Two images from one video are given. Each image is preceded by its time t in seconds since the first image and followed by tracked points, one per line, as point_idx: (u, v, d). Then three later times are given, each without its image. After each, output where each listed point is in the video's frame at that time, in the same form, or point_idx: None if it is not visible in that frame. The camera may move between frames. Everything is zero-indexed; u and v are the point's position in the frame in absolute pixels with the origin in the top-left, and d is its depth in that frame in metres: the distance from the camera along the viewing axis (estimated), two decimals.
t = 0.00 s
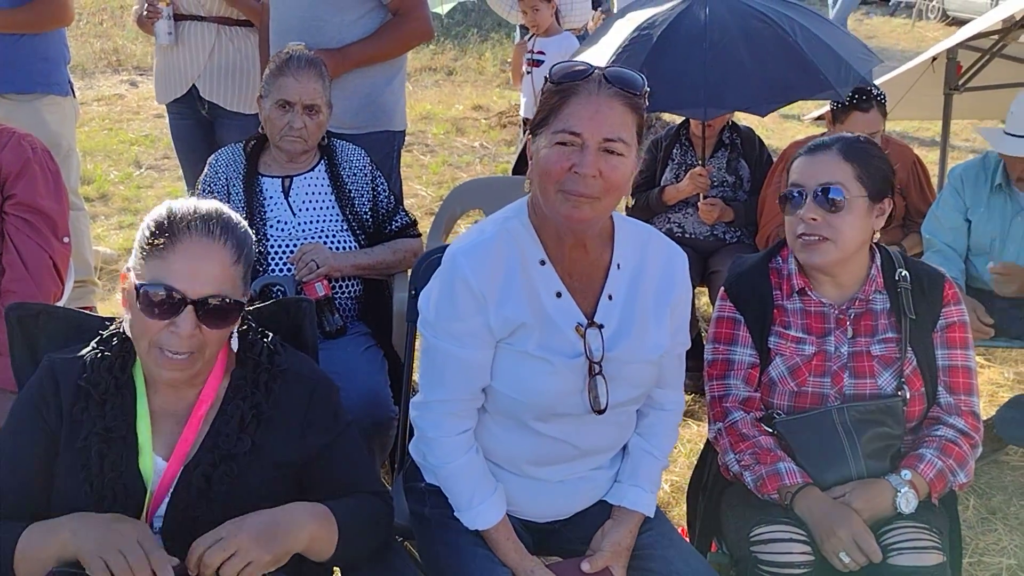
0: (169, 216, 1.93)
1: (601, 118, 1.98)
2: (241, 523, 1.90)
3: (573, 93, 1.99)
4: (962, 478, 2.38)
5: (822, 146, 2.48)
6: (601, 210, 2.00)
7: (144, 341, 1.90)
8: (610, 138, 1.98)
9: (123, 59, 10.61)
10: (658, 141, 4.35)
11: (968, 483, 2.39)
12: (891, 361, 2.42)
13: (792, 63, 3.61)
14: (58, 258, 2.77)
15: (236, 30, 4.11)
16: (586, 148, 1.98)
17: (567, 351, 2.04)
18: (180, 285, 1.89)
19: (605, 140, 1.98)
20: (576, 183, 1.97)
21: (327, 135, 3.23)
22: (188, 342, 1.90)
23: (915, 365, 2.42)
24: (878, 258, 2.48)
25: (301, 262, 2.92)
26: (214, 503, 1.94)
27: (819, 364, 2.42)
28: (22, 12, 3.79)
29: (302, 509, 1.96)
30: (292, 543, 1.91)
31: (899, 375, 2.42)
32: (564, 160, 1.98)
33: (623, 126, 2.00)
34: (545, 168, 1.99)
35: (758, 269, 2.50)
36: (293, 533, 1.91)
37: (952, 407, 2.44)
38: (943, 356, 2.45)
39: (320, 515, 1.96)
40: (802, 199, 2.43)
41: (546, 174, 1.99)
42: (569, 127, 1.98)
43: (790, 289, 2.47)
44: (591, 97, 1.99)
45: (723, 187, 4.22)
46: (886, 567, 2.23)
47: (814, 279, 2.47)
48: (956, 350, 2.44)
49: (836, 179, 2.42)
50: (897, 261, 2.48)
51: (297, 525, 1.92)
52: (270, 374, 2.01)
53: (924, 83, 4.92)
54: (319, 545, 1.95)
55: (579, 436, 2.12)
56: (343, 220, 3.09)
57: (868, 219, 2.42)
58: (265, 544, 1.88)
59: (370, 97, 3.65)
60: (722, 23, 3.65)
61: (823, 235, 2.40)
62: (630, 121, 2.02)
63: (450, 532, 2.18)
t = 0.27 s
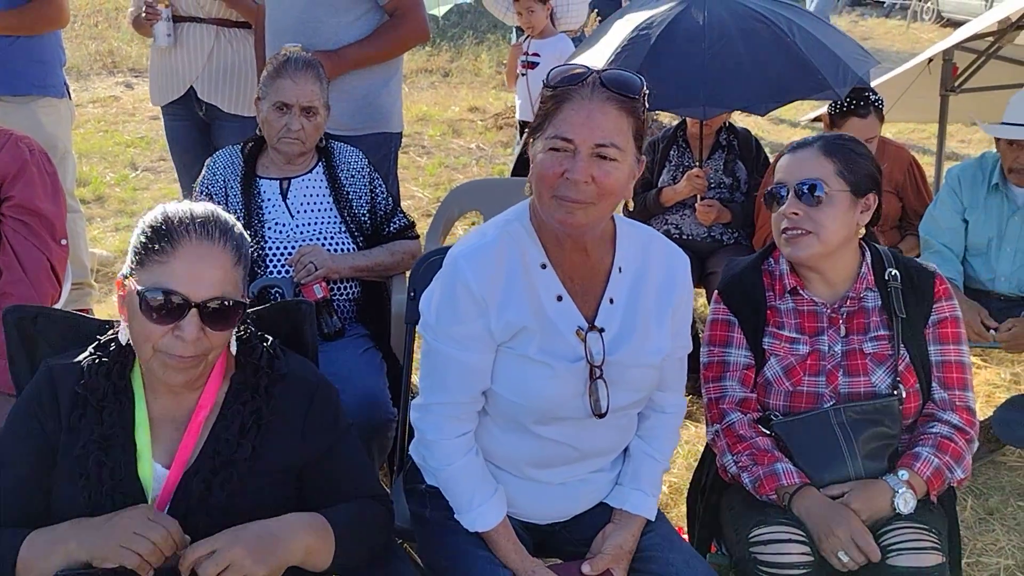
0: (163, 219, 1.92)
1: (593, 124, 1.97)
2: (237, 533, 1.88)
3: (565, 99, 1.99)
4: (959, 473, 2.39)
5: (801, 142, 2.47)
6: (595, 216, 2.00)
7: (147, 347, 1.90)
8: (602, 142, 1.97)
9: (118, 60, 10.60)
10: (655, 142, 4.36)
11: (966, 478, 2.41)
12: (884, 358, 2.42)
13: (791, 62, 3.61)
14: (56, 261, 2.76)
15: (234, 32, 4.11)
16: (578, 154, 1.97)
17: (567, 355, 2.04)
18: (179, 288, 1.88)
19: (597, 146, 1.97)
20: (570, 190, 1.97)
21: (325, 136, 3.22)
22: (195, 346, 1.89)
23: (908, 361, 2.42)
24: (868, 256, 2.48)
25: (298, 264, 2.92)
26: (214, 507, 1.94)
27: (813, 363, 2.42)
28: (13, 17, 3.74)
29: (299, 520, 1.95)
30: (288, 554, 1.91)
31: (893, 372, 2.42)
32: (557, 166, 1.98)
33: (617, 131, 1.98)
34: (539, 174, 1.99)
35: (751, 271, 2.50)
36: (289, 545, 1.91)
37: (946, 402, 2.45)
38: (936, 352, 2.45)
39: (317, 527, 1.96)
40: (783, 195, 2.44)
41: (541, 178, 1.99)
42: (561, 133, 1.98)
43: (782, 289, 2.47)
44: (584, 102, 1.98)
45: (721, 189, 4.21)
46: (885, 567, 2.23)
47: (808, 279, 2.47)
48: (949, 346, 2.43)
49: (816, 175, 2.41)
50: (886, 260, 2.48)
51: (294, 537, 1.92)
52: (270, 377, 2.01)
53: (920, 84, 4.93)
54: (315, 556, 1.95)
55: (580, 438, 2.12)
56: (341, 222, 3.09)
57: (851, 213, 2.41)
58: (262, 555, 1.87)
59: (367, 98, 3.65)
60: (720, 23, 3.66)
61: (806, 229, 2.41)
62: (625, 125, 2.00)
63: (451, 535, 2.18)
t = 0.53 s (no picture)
0: (161, 225, 1.92)
1: (581, 131, 1.97)
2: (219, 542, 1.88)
3: (557, 105, 1.99)
4: (954, 478, 2.40)
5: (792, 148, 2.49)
6: (586, 221, 1.99)
7: (144, 352, 1.89)
8: (590, 150, 1.97)
9: (113, 63, 10.58)
10: (651, 146, 4.36)
11: (961, 482, 2.41)
12: (879, 362, 2.42)
13: (786, 67, 3.61)
14: (51, 265, 2.76)
15: (233, 35, 4.13)
16: (566, 160, 1.98)
17: (562, 363, 2.04)
18: (176, 293, 1.88)
19: (584, 152, 1.97)
20: (559, 197, 1.97)
21: (321, 140, 3.22)
22: (192, 350, 1.89)
23: (902, 365, 2.43)
24: (861, 261, 2.48)
25: (295, 269, 2.91)
26: (211, 515, 1.94)
27: (808, 368, 2.43)
28: (5, 21, 3.74)
29: (286, 528, 1.95)
30: (271, 562, 1.90)
31: (888, 377, 2.41)
32: (546, 173, 1.98)
33: (604, 137, 1.98)
34: (530, 181, 2.00)
35: (744, 279, 2.50)
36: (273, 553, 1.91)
37: (941, 406, 2.45)
38: (930, 356, 2.45)
39: (303, 535, 1.95)
40: (775, 200, 2.44)
41: (531, 186, 1.99)
42: (550, 140, 1.98)
43: (776, 294, 2.47)
44: (573, 108, 1.99)
45: (717, 192, 4.22)
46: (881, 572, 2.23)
47: (801, 285, 2.48)
48: (943, 350, 2.44)
49: (807, 179, 2.42)
50: (880, 264, 2.48)
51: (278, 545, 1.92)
52: (266, 384, 2.01)
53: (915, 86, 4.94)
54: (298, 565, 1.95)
55: (575, 446, 2.12)
56: (337, 226, 3.09)
57: (843, 218, 2.42)
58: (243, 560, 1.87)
59: (363, 102, 3.65)
60: (714, 28, 3.66)
61: (799, 233, 2.41)
62: (614, 130, 2.00)
63: (448, 541, 2.18)
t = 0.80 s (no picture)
0: (155, 227, 1.92)
1: (574, 137, 1.96)
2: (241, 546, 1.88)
3: (547, 111, 1.99)
4: (951, 480, 2.40)
5: (793, 152, 2.49)
6: (578, 228, 2.00)
7: (138, 352, 1.89)
8: (583, 158, 1.97)
9: (109, 65, 10.57)
10: (646, 149, 4.36)
11: (956, 485, 2.41)
12: (875, 365, 2.43)
13: (781, 70, 3.62)
14: (47, 268, 2.76)
15: (231, 38, 4.13)
16: (558, 167, 1.97)
17: (557, 367, 2.05)
18: (170, 293, 1.88)
19: (577, 159, 1.96)
20: (552, 203, 1.97)
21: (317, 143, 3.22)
22: (185, 350, 1.89)
23: (899, 368, 2.42)
24: (858, 263, 2.49)
25: (291, 272, 2.91)
26: (207, 520, 1.94)
27: (805, 371, 2.43)
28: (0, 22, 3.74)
29: (301, 529, 1.96)
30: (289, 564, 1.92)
31: (884, 380, 2.43)
32: (538, 180, 1.98)
33: (596, 144, 1.97)
34: (523, 186, 1.99)
35: (742, 281, 2.50)
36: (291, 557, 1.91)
37: (937, 409, 2.45)
38: (926, 360, 2.45)
39: (323, 537, 1.97)
40: (775, 204, 2.44)
41: (523, 192, 1.99)
42: (542, 147, 1.98)
43: (773, 297, 2.48)
44: (566, 115, 1.97)
45: (712, 194, 4.23)
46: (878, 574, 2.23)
47: (798, 288, 2.48)
48: (939, 353, 2.44)
49: (807, 184, 2.42)
50: (877, 266, 2.48)
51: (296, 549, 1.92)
52: (260, 390, 2.00)
53: (911, 88, 4.95)
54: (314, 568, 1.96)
55: (571, 449, 2.12)
56: (333, 229, 3.09)
57: (842, 222, 2.42)
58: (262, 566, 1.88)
59: (358, 105, 3.65)
60: (709, 31, 3.67)
61: (798, 237, 2.41)
62: (607, 136, 1.99)
63: (445, 544, 2.18)
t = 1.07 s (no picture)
0: (161, 224, 1.92)
1: (580, 136, 1.97)
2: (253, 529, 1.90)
3: (553, 109, 1.99)
4: (953, 479, 2.41)
5: (801, 151, 2.49)
6: (582, 226, 2.00)
7: (143, 349, 1.89)
8: (590, 156, 1.97)
9: (107, 67, 10.56)
10: (646, 149, 4.36)
11: (959, 484, 2.43)
12: (880, 365, 2.43)
13: (781, 70, 3.63)
14: (49, 269, 2.75)
15: (233, 39, 4.12)
16: (564, 166, 1.97)
17: (559, 366, 2.05)
18: (175, 290, 1.88)
19: (583, 159, 1.97)
20: (557, 203, 1.97)
21: (318, 143, 3.22)
22: (189, 348, 1.89)
23: (903, 368, 2.43)
24: (863, 262, 2.50)
25: (293, 272, 2.91)
26: (212, 519, 1.93)
27: (809, 370, 2.44)
28: None
29: (312, 514, 1.96)
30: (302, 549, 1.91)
31: (888, 380, 2.42)
32: (543, 178, 1.98)
33: (602, 143, 1.98)
34: (528, 185, 1.99)
35: (746, 279, 2.51)
36: (302, 539, 1.91)
37: (941, 409, 2.46)
38: (931, 360, 2.46)
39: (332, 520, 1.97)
40: (783, 204, 2.45)
41: (527, 190, 1.99)
42: (548, 146, 1.98)
43: (778, 297, 2.48)
44: (571, 114, 1.98)
45: (712, 195, 4.24)
46: (882, 572, 2.24)
47: (803, 287, 2.49)
48: (943, 354, 2.46)
49: (816, 183, 2.42)
50: (882, 267, 2.50)
51: (307, 529, 1.93)
52: (266, 389, 2.00)
53: (910, 90, 4.96)
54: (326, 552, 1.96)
55: (574, 447, 2.12)
56: (335, 230, 3.10)
57: (850, 222, 2.43)
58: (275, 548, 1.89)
59: (358, 105, 3.65)
60: (709, 31, 3.68)
61: (806, 237, 2.41)
62: (611, 135, 2.00)
63: (449, 544, 2.18)
